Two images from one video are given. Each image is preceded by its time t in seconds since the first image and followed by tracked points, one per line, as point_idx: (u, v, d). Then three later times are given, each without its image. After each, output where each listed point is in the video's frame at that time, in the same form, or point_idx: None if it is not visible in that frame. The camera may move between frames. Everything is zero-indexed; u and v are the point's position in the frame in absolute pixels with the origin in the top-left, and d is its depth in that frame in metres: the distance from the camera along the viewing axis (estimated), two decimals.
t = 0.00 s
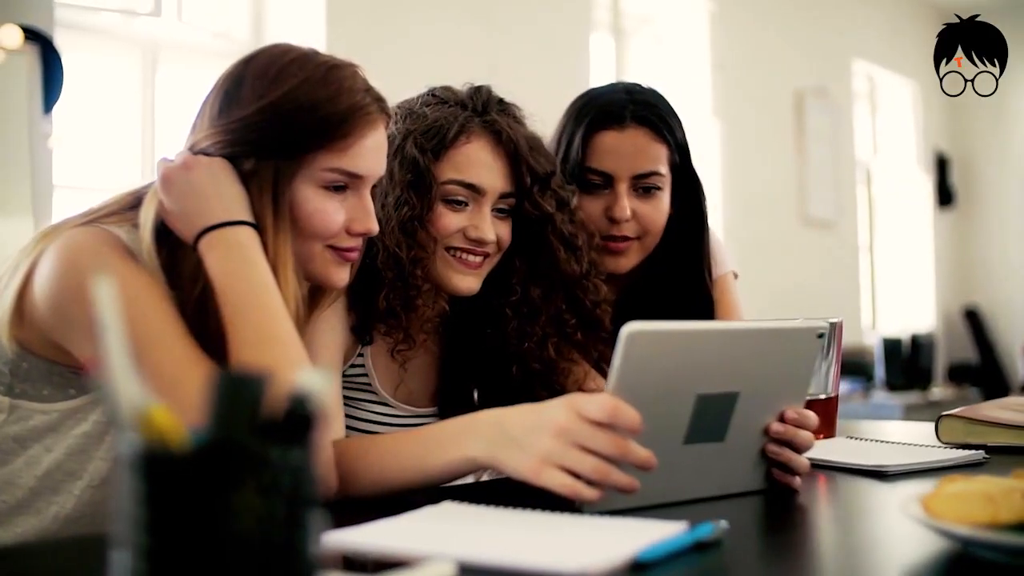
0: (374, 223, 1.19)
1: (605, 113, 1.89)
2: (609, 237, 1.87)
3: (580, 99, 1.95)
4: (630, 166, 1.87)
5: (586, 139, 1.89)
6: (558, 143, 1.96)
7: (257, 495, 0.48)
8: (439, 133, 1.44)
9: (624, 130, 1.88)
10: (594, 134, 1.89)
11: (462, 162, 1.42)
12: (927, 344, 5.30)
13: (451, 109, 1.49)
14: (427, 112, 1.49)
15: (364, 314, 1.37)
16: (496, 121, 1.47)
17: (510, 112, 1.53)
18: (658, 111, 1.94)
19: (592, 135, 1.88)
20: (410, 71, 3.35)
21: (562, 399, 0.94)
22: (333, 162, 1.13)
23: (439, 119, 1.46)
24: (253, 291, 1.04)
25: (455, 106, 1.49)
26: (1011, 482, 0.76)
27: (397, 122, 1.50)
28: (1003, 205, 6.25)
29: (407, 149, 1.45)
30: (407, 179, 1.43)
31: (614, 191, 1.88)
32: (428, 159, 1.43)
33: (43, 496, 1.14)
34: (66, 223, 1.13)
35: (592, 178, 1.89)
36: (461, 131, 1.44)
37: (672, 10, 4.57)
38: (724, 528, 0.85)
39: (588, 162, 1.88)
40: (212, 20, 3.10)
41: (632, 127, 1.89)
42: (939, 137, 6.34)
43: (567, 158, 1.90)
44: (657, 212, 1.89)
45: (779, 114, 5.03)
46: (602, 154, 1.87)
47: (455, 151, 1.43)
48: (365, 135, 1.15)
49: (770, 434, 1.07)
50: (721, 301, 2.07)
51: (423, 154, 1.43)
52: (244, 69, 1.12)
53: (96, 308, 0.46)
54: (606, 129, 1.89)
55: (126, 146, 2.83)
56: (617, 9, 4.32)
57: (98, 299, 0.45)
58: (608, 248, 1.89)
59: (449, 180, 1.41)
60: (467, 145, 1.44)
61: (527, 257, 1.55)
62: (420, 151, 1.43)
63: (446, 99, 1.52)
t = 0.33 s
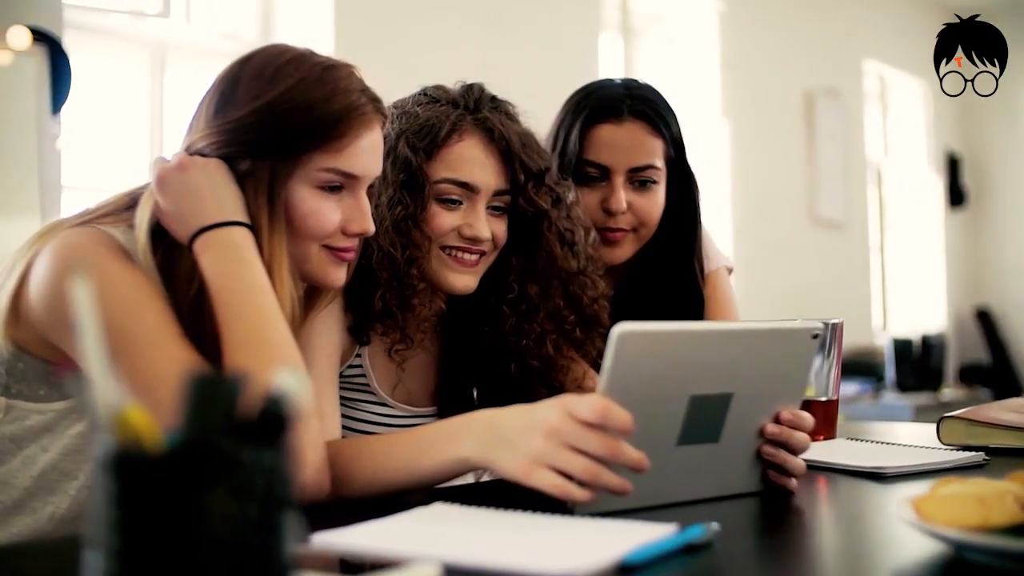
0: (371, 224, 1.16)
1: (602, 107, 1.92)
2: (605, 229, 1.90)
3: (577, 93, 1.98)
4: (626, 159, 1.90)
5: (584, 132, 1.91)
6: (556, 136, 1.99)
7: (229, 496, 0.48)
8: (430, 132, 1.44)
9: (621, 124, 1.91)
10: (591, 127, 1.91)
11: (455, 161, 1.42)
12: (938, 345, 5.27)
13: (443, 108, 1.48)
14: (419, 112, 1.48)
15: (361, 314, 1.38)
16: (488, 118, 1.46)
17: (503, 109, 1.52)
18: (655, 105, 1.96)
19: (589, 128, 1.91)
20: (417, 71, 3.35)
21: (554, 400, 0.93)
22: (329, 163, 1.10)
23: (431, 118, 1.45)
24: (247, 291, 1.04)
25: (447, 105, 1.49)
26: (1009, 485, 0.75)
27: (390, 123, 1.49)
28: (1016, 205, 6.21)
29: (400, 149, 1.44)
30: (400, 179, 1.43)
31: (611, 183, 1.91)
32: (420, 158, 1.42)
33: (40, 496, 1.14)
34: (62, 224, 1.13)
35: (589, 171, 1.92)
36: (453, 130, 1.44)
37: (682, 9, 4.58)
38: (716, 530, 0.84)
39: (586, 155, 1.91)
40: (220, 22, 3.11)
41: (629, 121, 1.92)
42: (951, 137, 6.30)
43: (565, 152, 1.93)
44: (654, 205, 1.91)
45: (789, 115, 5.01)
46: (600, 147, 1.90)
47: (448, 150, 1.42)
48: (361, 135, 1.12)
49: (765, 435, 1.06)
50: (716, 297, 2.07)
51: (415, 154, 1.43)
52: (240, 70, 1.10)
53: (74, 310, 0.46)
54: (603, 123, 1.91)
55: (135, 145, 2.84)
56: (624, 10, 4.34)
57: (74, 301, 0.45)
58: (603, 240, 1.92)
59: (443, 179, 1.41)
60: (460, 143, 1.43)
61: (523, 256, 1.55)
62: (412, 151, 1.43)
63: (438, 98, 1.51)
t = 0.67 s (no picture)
0: (364, 226, 1.14)
1: (602, 103, 1.92)
2: (601, 224, 1.91)
3: (577, 89, 1.98)
4: (624, 155, 1.90)
5: (582, 128, 1.92)
6: (555, 132, 1.99)
7: (197, 501, 0.47)
8: (424, 133, 1.44)
9: (620, 120, 1.91)
10: (591, 123, 1.92)
11: (448, 161, 1.42)
12: (947, 346, 5.24)
13: (435, 108, 1.48)
14: (412, 112, 1.48)
15: (355, 314, 1.38)
16: (481, 118, 1.46)
17: (496, 109, 1.51)
18: (654, 103, 1.97)
19: (588, 123, 1.92)
20: (423, 72, 3.35)
21: (543, 401, 0.93)
22: (322, 164, 1.09)
23: (424, 119, 1.45)
24: (238, 293, 1.04)
25: (441, 105, 1.49)
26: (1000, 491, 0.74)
27: (383, 123, 1.50)
28: None
29: (393, 150, 1.45)
30: (394, 180, 1.43)
31: (607, 179, 1.91)
32: (414, 158, 1.42)
33: (31, 497, 1.15)
34: (54, 224, 1.13)
35: (587, 167, 1.93)
36: (446, 130, 1.44)
37: (691, 9, 4.56)
38: (702, 532, 0.84)
39: (584, 151, 1.92)
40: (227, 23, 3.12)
41: (628, 118, 1.92)
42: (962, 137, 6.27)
43: (563, 147, 1.94)
44: (651, 201, 1.92)
45: (797, 116, 4.99)
46: (599, 143, 1.90)
47: (441, 150, 1.42)
48: (354, 136, 1.11)
49: (758, 437, 1.06)
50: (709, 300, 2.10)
51: (408, 154, 1.43)
52: (230, 73, 1.09)
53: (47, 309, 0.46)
54: (603, 119, 1.92)
55: (142, 147, 2.85)
56: (633, 9, 4.33)
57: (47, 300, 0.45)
58: (599, 235, 1.92)
59: (436, 180, 1.41)
60: (453, 143, 1.43)
61: (518, 255, 1.54)
62: (405, 151, 1.43)
63: (431, 98, 1.51)
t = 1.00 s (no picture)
0: (356, 227, 1.13)
1: (595, 100, 1.93)
2: (599, 220, 1.90)
3: (570, 89, 1.99)
4: (619, 150, 1.90)
5: (576, 126, 1.92)
6: (550, 133, 2.00)
7: (166, 504, 0.46)
8: (417, 132, 1.44)
9: (613, 117, 1.92)
10: (584, 121, 1.92)
11: (442, 159, 1.42)
12: (956, 347, 5.21)
13: (428, 107, 1.48)
14: (405, 111, 1.48)
15: (350, 315, 1.38)
16: (474, 116, 1.46)
17: (490, 108, 1.52)
18: (647, 99, 1.97)
19: (582, 121, 1.92)
20: (428, 71, 3.35)
21: (530, 403, 0.93)
22: (312, 165, 1.08)
23: (417, 118, 1.45)
24: (227, 295, 1.04)
25: (434, 104, 1.49)
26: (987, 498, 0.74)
27: (376, 123, 1.50)
28: None
29: (387, 149, 1.45)
30: (388, 179, 1.43)
31: (604, 175, 1.91)
32: (408, 158, 1.42)
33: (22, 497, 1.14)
34: (46, 224, 1.13)
35: (582, 166, 1.93)
36: (440, 129, 1.44)
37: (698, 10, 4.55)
38: (687, 535, 0.83)
39: (578, 149, 1.92)
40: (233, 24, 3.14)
41: (621, 113, 1.93)
42: (972, 136, 6.25)
43: (558, 147, 1.94)
44: (648, 196, 1.91)
45: (806, 118, 4.97)
46: (592, 139, 1.91)
47: (435, 148, 1.42)
48: (345, 137, 1.10)
49: (748, 438, 1.05)
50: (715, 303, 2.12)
51: (402, 154, 1.43)
52: (220, 73, 1.09)
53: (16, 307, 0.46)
54: (595, 116, 1.92)
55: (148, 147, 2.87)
56: (640, 10, 4.34)
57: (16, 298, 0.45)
58: (597, 232, 1.91)
59: (430, 179, 1.41)
60: (447, 141, 1.43)
61: (513, 253, 1.54)
62: (399, 150, 1.43)
63: (423, 98, 1.51)
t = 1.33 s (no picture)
0: (347, 229, 1.13)
1: (592, 100, 1.92)
2: (602, 221, 1.90)
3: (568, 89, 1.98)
4: (619, 150, 1.90)
5: (574, 127, 1.92)
6: (549, 134, 1.99)
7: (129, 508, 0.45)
8: (413, 132, 1.44)
9: (611, 116, 1.92)
10: (583, 121, 1.92)
11: (437, 159, 1.42)
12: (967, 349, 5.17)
13: (424, 107, 1.48)
14: (401, 111, 1.48)
15: (345, 314, 1.38)
16: (470, 116, 1.46)
17: (486, 108, 1.52)
18: (646, 96, 1.97)
19: (580, 122, 1.92)
20: (434, 73, 3.35)
21: (518, 404, 0.92)
22: (302, 166, 1.08)
23: (413, 118, 1.45)
24: (217, 298, 1.04)
25: (430, 104, 1.49)
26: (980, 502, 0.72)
27: (371, 124, 1.50)
28: None
29: (382, 149, 1.45)
30: (384, 179, 1.43)
31: (605, 176, 1.91)
32: (403, 158, 1.43)
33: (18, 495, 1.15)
34: (39, 225, 1.12)
35: (583, 167, 1.92)
36: (435, 129, 1.44)
37: (709, 10, 4.55)
38: (673, 538, 0.82)
39: (578, 151, 1.91)
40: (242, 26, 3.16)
41: (619, 112, 1.92)
42: (983, 137, 6.21)
43: (557, 149, 1.93)
44: (651, 195, 1.91)
45: (816, 118, 4.95)
46: (591, 140, 1.90)
47: (430, 149, 1.43)
48: (337, 138, 1.10)
49: (739, 440, 1.04)
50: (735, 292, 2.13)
51: (398, 154, 1.43)
52: (210, 75, 1.09)
53: None
54: (593, 116, 1.92)
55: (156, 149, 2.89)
56: (649, 10, 4.33)
57: None
58: (600, 232, 1.92)
59: (426, 178, 1.41)
60: (442, 141, 1.43)
61: (508, 254, 1.54)
62: (395, 150, 1.43)
63: (419, 98, 1.51)
